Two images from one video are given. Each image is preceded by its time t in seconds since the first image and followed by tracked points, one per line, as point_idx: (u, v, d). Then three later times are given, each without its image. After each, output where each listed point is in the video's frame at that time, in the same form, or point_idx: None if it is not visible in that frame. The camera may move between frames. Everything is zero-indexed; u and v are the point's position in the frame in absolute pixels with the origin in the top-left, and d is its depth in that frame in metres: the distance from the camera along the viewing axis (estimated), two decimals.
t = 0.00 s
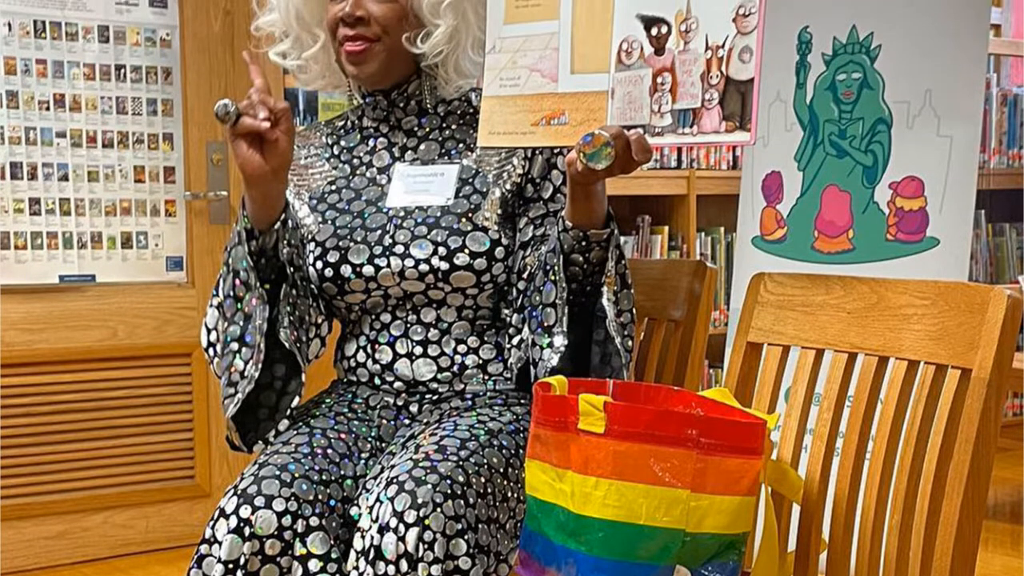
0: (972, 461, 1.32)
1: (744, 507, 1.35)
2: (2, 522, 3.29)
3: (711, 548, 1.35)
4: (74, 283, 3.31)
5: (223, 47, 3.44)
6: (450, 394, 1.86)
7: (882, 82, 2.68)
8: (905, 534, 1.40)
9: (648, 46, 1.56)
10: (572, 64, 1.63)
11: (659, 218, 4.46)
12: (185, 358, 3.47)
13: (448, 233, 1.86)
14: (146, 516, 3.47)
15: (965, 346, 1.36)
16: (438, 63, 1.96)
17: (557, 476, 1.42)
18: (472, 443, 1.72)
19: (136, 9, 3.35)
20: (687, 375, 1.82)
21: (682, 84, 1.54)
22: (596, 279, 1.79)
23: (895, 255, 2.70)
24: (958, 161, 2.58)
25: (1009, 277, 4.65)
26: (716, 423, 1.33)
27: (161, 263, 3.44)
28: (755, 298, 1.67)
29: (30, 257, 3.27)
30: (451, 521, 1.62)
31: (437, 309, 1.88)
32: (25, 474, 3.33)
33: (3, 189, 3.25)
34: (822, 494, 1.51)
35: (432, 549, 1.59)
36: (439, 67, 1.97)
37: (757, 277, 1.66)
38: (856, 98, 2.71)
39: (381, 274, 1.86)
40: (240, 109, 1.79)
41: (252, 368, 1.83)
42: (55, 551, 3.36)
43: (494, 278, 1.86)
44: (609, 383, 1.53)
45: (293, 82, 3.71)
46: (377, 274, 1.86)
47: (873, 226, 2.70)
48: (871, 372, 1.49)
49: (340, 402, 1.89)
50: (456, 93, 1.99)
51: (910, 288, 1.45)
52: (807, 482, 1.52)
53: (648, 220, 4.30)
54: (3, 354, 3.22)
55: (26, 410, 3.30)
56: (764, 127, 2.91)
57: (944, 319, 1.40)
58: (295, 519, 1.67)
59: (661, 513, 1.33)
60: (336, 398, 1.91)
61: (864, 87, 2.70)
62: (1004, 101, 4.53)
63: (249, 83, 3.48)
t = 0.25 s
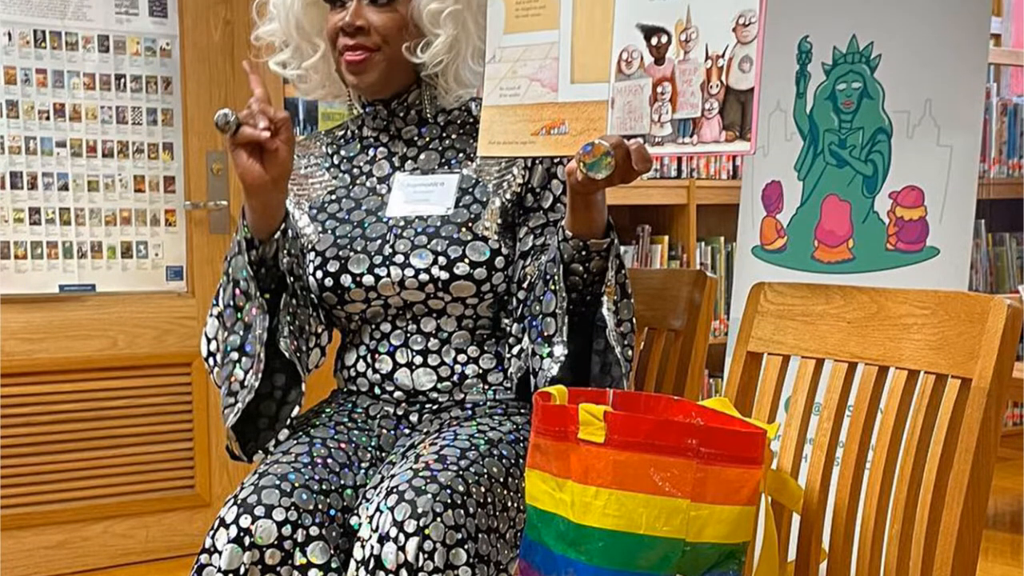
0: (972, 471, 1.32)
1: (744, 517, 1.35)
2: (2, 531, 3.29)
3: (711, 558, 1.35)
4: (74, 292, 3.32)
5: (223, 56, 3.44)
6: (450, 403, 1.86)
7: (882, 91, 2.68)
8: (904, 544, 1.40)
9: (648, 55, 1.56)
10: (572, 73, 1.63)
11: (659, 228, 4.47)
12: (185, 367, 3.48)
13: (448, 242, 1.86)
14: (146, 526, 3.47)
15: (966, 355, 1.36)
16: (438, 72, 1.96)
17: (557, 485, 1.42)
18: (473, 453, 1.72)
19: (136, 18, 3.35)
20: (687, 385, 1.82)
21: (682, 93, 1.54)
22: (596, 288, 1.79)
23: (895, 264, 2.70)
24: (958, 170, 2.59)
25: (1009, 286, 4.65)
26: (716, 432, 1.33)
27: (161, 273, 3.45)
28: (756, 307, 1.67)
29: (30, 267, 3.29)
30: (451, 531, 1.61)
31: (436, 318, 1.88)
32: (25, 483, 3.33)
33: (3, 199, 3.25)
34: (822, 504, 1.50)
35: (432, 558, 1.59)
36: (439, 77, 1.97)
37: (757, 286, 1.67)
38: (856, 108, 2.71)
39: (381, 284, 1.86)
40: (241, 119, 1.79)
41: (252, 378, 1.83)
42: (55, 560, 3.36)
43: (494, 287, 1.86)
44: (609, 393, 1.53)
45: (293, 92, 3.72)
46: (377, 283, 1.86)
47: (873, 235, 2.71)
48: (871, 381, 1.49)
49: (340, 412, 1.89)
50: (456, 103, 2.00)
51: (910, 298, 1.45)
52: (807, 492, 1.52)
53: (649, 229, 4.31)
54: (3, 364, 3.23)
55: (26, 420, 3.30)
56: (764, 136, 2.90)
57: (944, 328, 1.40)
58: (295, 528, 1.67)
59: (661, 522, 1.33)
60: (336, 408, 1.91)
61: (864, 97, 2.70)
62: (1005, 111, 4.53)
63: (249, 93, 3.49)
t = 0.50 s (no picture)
0: (972, 480, 1.32)
1: (744, 527, 1.34)
2: (2, 541, 3.30)
3: (711, 568, 1.34)
4: (73, 301, 3.32)
5: (223, 66, 3.44)
6: (450, 413, 1.86)
7: (882, 100, 2.67)
8: (905, 553, 1.40)
9: (648, 65, 1.56)
10: (572, 83, 1.63)
11: (659, 237, 4.47)
12: (185, 377, 3.47)
13: (448, 252, 1.86)
14: (146, 535, 3.47)
15: (966, 365, 1.36)
16: (438, 82, 1.97)
17: (557, 494, 1.42)
18: (473, 462, 1.72)
19: (136, 28, 3.35)
20: (687, 395, 1.82)
21: (682, 103, 1.55)
22: (596, 298, 1.79)
23: (895, 273, 2.69)
24: (958, 180, 2.56)
25: (1009, 296, 4.65)
26: (716, 442, 1.32)
27: (161, 282, 3.44)
28: (755, 317, 1.67)
29: (30, 276, 3.29)
30: (451, 540, 1.61)
31: (437, 328, 1.88)
32: (25, 493, 3.33)
33: (3, 208, 3.26)
34: (822, 513, 1.50)
35: (432, 568, 1.58)
36: (439, 86, 1.98)
37: (757, 296, 1.67)
38: (856, 118, 2.72)
39: (381, 293, 1.86)
40: (240, 129, 1.80)
41: (252, 388, 1.83)
42: (55, 570, 3.36)
43: (495, 296, 1.87)
44: (609, 402, 1.53)
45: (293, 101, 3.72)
46: (377, 293, 1.86)
47: (873, 245, 2.71)
48: (871, 391, 1.49)
49: (340, 421, 1.89)
50: (456, 112, 2.00)
51: (910, 307, 1.46)
52: (807, 501, 1.52)
53: (648, 239, 4.31)
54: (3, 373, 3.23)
55: (26, 430, 3.31)
56: (764, 146, 2.91)
57: (944, 338, 1.40)
58: (295, 538, 1.67)
59: (661, 532, 1.33)
60: (337, 417, 1.91)
61: (864, 106, 2.70)
62: (1004, 120, 4.54)
63: (249, 103, 3.49)
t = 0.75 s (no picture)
0: (972, 490, 1.32)
1: (744, 537, 1.34)
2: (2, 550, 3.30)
3: None
4: (73, 311, 3.32)
5: (223, 75, 3.44)
6: (450, 422, 1.86)
7: (882, 110, 2.68)
8: (905, 563, 1.39)
9: (648, 74, 1.56)
10: (572, 92, 1.64)
11: (659, 247, 4.47)
12: (185, 386, 3.47)
13: (448, 262, 1.86)
14: (146, 545, 3.47)
15: (966, 375, 1.36)
16: (438, 92, 1.97)
17: (557, 504, 1.42)
18: (473, 472, 1.72)
19: (136, 37, 3.36)
20: (687, 405, 1.82)
21: (682, 112, 1.55)
22: (596, 307, 1.79)
23: (896, 282, 2.69)
24: (958, 190, 2.56)
25: (1009, 306, 4.65)
26: (716, 452, 1.33)
27: (161, 292, 3.44)
28: (756, 326, 1.67)
29: (30, 286, 3.29)
30: (451, 550, 1.61)
31: (437, 337, 1.88)
32: (25, 502, 3.34)
33: (3, 218, 3.27)
34: (822, 523, 1.50)
35: None
36: (439, 96, 1.97)
37: (757, 305, 1.67)
38: (856, 127, 2.72)
39: (381, 303, 1.86)
40: (241, 138, 1.79)
41: (251, 398, 1.83)
42: None
43: (494, 306, 1.87)
44: (609, 412, 1.53)
45: (293, 111, 3.72)
46: (377, 302, 1.87)
47: (873, 255, 2.71)
48: (871, 401, 1.49)
49: (340, 431, 1.89)
50: (456, 122, 1.99)
51: (910, 317, 1.46)
52: (807, 511, 1.52)
53: (648, 249, 4.31)
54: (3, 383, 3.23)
55: (26, 439, 3.31)
56: (764, 156, 2.92)
57: (944, 347, 1.41)
58: (295, 547, 1.66)
59: (661, 541, 1.33)
60: (336, 427, 1.91)
61: (864, 116, 2.71)
62: (1004, 130, 4.54)
63: (249, 112, 3.49)
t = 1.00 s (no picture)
0: (972, 501, 1.32)
1: (745, 549, 1.34)
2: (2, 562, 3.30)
3: None
4: (73, 322, 3.32)
5: (223, 86, 3.45)
6: (450, 434, 1.86)
7: (882, 121, 2.68)
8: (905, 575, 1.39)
9: (648, 86, 1.57)
10: (572, 103, 1.64)
11: (659, 258, 4.48)
12: (185, 398, 3.47)
13: (448, 273, 1.86)
14: (146, 556, 3.47)
15: (966, 386, 1.36)
16: (438, 103, 1.98)
17: (557, 515, 1.42)
18: (473, 483, 1.72)
19: (136, 49, 3.37)
20: (687, 416, 1.82)
21: (682, 124, 1.55)
22: (595, 318, 1.80)
23: (896, 293, 2.69)
24: (958, 202, 2.57)
25: (1009, 317, 4.65)
26: (716, 464, 1.33)
27: (161, 303, 3.44)
28: (755, 337, 1.67)
29: (30, 297, 3.29)
30: (451, 561, 1.60)
31: (437, 349, 1.88)
32: (25, 514, 3.34)
33: (3, 229, 3.27)
34: (822, 534, 1.50)
35: None
36: (439, 107, 1.98)
37: (757, 316, 1.67)
38: (856, 138, 2.73)
39: (381, 314, 1.86)
40: (241, 149, 1.80)
41: (252, 409, 1.83)
42: None
43: (494, 317, 1.87)
44: (609, 423, 1.53)
45: (293, 122, 3.73)
46: (377, 313, 1.87)
47: (873, 266, 2.71)
48: (871, 412, 1.49)
49: (340, 442, 1.89)
50: (456, 133, 2.00)
51: (910, 328, 1.46)
52: (807, 522, 1.52)
53: (648, 260, 4.31)
54: (3, 394, 3.23)
55: (26, 450, 3.31)
56: (764, 167, 2.93)
57: (944, 359, 1.41)
58: (295, 559, 1.66)
59: (661, 553, 1.33)
60: (337, 438, 1.91)
61: (864, 127, 2.70)
62: (1004, 141, 4.55)
63: (249, 123, 3.49)
